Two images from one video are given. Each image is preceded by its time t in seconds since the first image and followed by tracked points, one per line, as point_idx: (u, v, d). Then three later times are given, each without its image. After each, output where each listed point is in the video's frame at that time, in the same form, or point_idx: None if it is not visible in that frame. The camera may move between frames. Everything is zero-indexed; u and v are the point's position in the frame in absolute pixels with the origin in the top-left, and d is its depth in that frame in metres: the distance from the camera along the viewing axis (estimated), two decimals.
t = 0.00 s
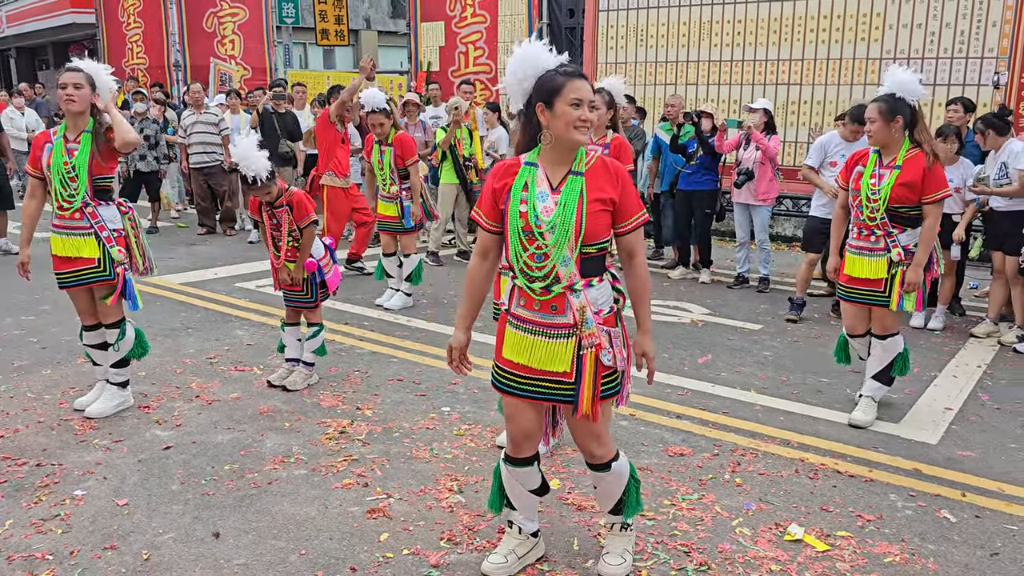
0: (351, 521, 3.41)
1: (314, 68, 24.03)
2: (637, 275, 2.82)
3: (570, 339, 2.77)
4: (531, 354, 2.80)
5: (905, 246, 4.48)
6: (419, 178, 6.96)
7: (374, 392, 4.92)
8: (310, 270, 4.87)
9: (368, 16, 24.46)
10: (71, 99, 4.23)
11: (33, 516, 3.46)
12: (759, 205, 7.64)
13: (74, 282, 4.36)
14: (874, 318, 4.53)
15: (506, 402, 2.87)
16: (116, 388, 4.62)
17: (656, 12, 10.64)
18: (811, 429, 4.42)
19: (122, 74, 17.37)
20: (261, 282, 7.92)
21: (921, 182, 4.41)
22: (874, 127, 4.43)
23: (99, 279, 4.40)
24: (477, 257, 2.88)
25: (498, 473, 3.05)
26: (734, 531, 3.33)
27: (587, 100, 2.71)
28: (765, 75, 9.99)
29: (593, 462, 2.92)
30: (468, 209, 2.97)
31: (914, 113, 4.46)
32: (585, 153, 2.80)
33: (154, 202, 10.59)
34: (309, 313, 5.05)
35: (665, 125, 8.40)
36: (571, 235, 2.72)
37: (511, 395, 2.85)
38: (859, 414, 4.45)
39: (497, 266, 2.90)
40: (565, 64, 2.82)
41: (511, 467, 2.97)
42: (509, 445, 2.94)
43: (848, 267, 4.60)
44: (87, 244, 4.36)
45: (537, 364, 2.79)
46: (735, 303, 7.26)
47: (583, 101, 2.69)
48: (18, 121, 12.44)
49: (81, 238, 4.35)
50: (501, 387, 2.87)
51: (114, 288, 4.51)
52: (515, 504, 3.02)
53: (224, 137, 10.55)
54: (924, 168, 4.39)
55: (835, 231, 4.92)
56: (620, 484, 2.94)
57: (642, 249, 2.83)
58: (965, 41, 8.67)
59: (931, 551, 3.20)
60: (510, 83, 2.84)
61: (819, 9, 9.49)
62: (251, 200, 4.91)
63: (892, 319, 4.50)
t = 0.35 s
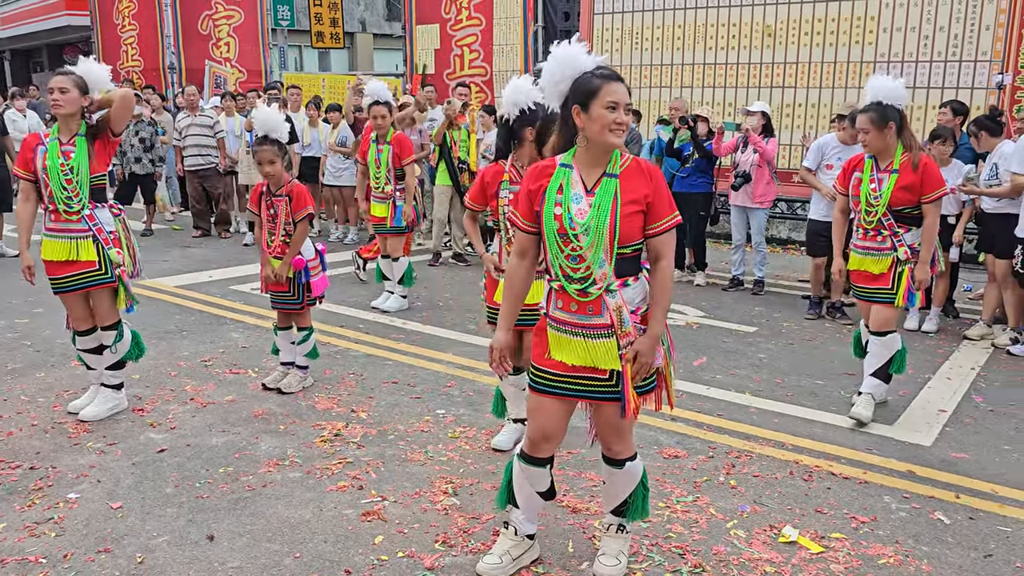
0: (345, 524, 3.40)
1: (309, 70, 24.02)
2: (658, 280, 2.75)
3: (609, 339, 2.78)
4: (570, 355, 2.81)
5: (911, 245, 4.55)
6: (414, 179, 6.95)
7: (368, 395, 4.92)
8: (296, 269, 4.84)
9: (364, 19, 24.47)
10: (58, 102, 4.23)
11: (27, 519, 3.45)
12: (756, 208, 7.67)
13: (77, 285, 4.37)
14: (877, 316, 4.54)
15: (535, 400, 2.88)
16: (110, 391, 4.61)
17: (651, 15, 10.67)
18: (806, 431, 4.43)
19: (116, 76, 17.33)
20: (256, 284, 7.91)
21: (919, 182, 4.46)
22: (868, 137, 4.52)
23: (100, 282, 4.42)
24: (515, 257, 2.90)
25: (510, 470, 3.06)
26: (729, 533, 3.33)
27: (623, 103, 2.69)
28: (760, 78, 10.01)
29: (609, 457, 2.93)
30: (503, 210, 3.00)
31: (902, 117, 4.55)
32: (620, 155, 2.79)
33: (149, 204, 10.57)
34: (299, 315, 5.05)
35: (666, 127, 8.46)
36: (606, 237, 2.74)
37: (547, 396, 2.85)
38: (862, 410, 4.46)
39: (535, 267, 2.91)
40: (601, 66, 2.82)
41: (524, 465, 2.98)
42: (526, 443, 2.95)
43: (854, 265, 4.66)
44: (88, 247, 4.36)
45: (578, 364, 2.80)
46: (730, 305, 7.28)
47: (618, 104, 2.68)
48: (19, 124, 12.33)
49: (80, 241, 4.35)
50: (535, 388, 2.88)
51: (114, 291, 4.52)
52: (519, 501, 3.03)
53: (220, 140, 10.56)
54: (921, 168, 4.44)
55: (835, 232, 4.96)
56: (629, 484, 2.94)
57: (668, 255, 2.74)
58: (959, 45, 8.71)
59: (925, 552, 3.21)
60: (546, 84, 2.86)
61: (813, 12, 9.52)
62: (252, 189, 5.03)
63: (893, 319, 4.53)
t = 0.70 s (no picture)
0: (343, 527, 3.40)
1: (307, 73, 24.02)
2: (682, 282, 2.77)
3: (621, 340, 2.78)
4: (583, 355, 2.82)
5: (925, 242, 4.58)
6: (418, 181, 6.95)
7: (366, 397, 4.92)
8: (288, 269, 4.85)
9: (361, 22, 24.50)
10: (64, 103, 4.26)
11: (23, 523, 3.44)
12: (755, 210, 7.67)
13: (75, 289, 4.36)
14: (900, 315, 4.54)
15: (549, 400, 2.90)
16: (107, 394, 4.60)
17: (649, 18, 10.68)
18: (803, 432, 4.43)
19: (114, 79, 17.30)
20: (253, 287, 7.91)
21: (932, 179, 4.53)
22: (880, 142, 4.55)
23: (101, 286, 4.43)
24: (536, 259, 2.93)
25: (517, 466, 3.06)
26: (726, 535, 3.33)
27: (642, 105, 2.70)
28: (758, 81, 10.03)
29: (613, 459, 2.93)
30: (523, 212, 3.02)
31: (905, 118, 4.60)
32: (640, 158, 2.79)
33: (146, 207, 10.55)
34: (290, 320, 5.04)
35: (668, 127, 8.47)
36: (623, 239, 2.73)
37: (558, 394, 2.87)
38: (915, 410, 4.55)
39: (557, 267, 2.94)
40: (622, 68, 2.82)
41: (531, 463, 2.98)
42: (535, 441, 2.95)
43: (866, 267, 4.63)
44: (86, 250, 4.36)
45: (592, 366, 2.80)
46: (728, 307, 7.28)
47: (637, 107, 2.68)
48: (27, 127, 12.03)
49: (79, 245, 4.34)
50: (547, 386, 2.91)
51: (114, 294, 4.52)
52: (527, 499, 3.03)
53: (217, 142, 10.54)
54: (933, 166, 4.52)
55: (840, 237, 4.96)
56: (631, 486, 2.94)
57: (691, 256, 2.78)
58: (955, 47, 8.74)
59: (923, 553, 3.21)
60: (568, 85, 2.87)
61: (810, 14, 9.54)
62: (256, 189, 5.06)
63: (915, 316, 4.52)
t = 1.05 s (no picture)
0: (342, 527, 3.40)
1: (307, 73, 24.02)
2: (669, 286, 2.71)
3: (613, 340, 2.77)
4: (577, 353, 2.83)
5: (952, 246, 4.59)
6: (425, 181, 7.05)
7: (365, 397, 4.91)
8: (290, 271, 4.84)
9: (361, 22, 24.50)
10: (66, 100, 4.26)
11: (22, 523, 3.44)
12: (756, 210, 7.66)
13: (71, 289, 4.36)
14: (922, 318, 4.57)
15: (552, 399, 2.92)
16: (107, 394, 4.60)
17: (649, 17, 10.67)
18: (803, 432, 4.43)
19: (113, 79, 17.28)
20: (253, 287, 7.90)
21: (965, 181, 4.51)
22: (919, 134, 4.46)
23: (94, 288, 4.41)
24: (536, 253, 2.93)
25: (536, 464, 3.10)
26: (726, 535, 3.33)
27: (633, 106, 2.67)
28: (758, 80, 10.03)
29: (611, 457, 2.93)
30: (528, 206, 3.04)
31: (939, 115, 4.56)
32: (643, 159, 2.76)
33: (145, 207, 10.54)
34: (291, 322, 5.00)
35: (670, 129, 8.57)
36: (617, 240, 2.72)
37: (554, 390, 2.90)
38: (924, 410, 4.58)
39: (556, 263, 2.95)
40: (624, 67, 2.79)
41: (550, 464, 3.02)
42: (549, 443, 3.00)
43: (892, 268, 4.63)
44: (82, 253, 4.35)
45: (585, 365, 2.81)
46: (728, 307, 7.28)
47: (626, 108, 2.67)
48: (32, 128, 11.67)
49: (75, 247, 4.35)
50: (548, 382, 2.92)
51: (112, 296, 4.51)
52: (552, 495, 3.08)
53: (217, 142, 10.52)
54: (967, 167, 4.49)
55: (868, 236, 4.84)
56: (629, 486, 2.94)
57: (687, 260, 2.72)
58: (954, 46, 8.74)
59: (923, 553, 3.21)
60: (576, 85, 2.89)
61: (809, 14, 9.54)
62: (258, 190, 5.07)
63: (939, 318, 4.54)
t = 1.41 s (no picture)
0: (342, 526, 3.39)
1: (307, 72, 24.01)
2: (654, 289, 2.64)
3: (586, 338, 2.79)
4: (557, 346, 2.87)
5: (961, 246, 4.55)
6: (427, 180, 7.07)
7: (365, 397, 4.91)
8: (287, 267, 4.83)
9: (361, 21, 24.50)
10: (71, 101, 4.28)
11: (22, 522, 3.43)
12: (757, 208, 7.64)
13: (65, 288, 4.41)
14: (927, 317, 4.58)
15: (544, 394, 2.93)
16: (108, 394, 4.60)
17: (649, 16, 10.67)
18: (804, 431, 4.42)
19: (113, 79, 17.27)
20: (253, 286, 7.90)
21: (980, 181, 4.51)
22: (948, 125, 4.43)
23: (83, 290, 4.39)
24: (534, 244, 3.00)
25: (541, 464, 3.11)
26: (727, 534, 3.33)
27: (591, 105, 2.67)
28: (759, 79, 10.01)
29: (606, 455, 2.93)
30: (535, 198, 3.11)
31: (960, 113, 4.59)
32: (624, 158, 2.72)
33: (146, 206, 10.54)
34: (289, 320, 4.99)
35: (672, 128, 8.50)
36: (585, 238, 2.72)
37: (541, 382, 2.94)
38: (926, 408, 4.58)
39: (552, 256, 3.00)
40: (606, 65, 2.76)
41: (550, 459, 3.03)
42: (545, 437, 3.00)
43: (902, 267, 4.60)
44: (74, 254, 4.35)
45: (564, 359, 2.84)
46: (729, 306, 7.27)
47: (582, 106, 2.68)
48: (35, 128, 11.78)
49: (68, 248, 4.35)
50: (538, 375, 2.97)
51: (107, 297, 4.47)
52: (554, 492, 3.08)
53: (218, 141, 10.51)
54: (984, 168, 4.51)
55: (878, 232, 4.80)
56: (625, 484, 2.93)
57: (656, 263, 2.63)
58: (955, 45, 8.73)
59: (924, 553, 3.20)
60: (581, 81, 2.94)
61: (810, 13, 9.53)
62: (261, 187, 5.06)
63: (944, 317, 4.56)
